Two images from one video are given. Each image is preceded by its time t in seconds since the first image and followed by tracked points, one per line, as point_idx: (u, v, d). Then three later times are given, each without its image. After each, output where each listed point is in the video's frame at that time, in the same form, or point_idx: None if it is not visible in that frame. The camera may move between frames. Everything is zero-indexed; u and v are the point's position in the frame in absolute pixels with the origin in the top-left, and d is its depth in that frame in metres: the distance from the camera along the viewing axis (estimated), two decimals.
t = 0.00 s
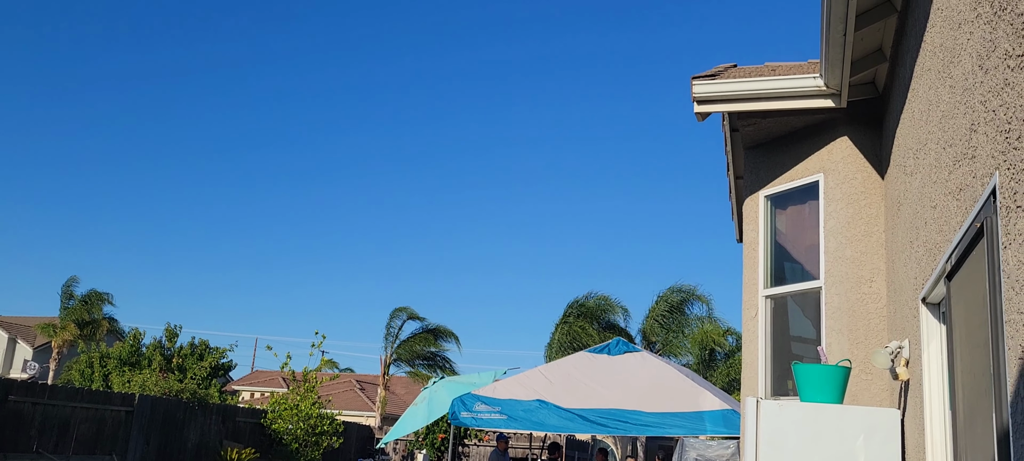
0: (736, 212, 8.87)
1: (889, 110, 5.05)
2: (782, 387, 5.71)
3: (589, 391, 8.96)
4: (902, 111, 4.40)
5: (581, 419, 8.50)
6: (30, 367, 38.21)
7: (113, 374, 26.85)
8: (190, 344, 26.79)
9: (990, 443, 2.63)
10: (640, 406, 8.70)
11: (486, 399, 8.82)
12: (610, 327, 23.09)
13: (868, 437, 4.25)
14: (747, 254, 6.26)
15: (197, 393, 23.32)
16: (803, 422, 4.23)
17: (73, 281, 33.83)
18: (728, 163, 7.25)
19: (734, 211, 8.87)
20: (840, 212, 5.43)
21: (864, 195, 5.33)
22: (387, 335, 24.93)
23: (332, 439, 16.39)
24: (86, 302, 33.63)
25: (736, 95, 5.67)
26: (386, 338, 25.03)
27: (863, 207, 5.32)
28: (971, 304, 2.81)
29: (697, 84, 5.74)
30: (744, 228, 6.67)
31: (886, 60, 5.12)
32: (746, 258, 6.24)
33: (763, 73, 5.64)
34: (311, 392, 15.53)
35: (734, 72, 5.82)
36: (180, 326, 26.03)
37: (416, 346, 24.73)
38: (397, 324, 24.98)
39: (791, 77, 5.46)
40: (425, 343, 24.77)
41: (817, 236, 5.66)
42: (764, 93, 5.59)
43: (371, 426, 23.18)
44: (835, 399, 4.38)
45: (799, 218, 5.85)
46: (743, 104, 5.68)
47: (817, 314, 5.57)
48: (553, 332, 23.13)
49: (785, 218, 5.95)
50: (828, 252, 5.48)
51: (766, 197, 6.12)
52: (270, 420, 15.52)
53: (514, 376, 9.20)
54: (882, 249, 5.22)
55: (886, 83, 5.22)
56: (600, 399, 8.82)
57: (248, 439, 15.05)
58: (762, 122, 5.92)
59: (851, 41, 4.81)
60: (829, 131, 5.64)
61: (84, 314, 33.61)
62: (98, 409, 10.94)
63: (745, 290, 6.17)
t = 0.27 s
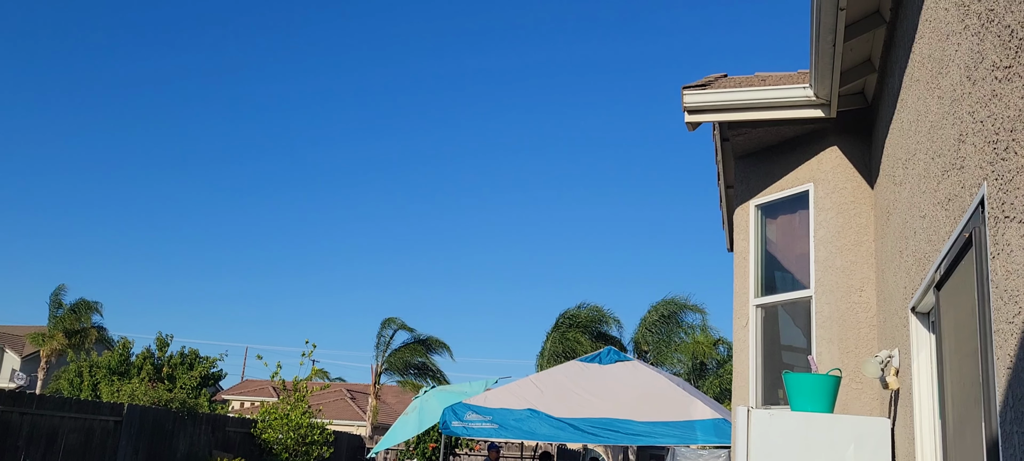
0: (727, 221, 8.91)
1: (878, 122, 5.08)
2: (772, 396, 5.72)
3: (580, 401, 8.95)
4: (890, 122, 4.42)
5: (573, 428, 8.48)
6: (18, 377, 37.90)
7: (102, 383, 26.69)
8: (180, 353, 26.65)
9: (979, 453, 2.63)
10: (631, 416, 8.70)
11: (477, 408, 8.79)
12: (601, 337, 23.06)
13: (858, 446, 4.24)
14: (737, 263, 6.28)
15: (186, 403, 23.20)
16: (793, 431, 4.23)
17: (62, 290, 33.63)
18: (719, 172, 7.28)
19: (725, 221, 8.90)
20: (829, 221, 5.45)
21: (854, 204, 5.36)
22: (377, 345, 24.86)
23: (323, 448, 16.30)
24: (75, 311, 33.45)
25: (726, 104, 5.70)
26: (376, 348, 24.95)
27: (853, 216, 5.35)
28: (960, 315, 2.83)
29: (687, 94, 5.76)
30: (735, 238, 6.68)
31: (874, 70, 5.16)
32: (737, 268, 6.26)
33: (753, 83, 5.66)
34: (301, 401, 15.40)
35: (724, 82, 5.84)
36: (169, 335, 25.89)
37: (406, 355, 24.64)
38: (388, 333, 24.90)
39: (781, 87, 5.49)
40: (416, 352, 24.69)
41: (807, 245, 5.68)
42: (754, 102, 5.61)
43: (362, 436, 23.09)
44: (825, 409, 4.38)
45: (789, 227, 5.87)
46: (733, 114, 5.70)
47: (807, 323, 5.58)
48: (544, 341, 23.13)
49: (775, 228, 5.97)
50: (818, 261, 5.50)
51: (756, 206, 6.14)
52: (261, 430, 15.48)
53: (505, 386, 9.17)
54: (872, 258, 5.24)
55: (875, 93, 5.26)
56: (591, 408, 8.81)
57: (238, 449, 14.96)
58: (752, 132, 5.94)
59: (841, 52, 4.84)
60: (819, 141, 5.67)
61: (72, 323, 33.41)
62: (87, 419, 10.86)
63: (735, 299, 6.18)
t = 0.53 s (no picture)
0: (717, 224, 8.93)
1: (867, 125, 5.11)
2: (762, 398, 5.73)
3: (571, 403, 8.95)
4: (880, 125, 4.44)
5: (564, 431, 8.48)
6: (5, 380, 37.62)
7: (90, 387, 26.52)
8: (169, 356, 26.51)
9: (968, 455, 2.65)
10: (622, 418, 8.70)
11: (468, 411, 8.78)
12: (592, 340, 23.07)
13: (848, 448, 4.25)
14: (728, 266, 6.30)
15: (175, 406, 23.07)
16: (783, 434, 4.24)
17: (50, 292, 33.42)
18: (710, 175, 7.30)
19: (715, 223, 8.93)
20: (819, 224, 5.47)
21: (843, 207, 5.38)
22: (368, 347, 24.79)
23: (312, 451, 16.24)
24: (63, 314, 33.23)
25: (717, 108, 5.71)
26: (367, 351, 24.89)
27: (843, 219, 5.36)
28: (949, 317, 2.84)
29: (678, 97, 5.77)
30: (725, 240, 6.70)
31: (864, 74, 5.18)
32: (727, 270, 6.28)
33: (743, 86, 5.68)
34: (292, 404, 15.35)
35: (715, 86, 5.86)
36: (159, 338, 25.77)
37: (397, 358, 24.60)
38: (378, 336, 24.86)
39: (771, 90, 5.50)
40: (407, 356, 24.66)
41: (797, 247, 5.69)
42: (744, 105, 5.63)
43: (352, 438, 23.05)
44: (815, 411, 4.40)
45: (779, 230, 5.89)
46: (723, 117, 5.71)
47: (797, 325, 5.60)
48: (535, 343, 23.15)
49: (765, 230, 5.99)
50: (808, 263, 5.52)
51: (746, 209, 6.16)
52: (250, 433, 15.40)
53: (496, 388, 9.17)
54: (862, 261, 5.26)
55: (864, 97, 5.28)
56: (582, 410, 8.82)
57: (228, 452, 14.89)
58: (743, 135, 5.96)
59: (830, 55, 4.85)
60: (809, 144, 5.69)
61: (61, 325, 33.20)
62: (75, 422, 10.79)
63: (726, 301, 6.19)
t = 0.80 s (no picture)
0: (712, 227, 8.95)
1: (862, 129, 5.11)
2: (757, 401, 5.73)
3: (566, 406, 8.95)
4: (875, 127, 4.44)
5: (558, 433, 8.47)
6: None
7: (84, 389, 26.43)
8: (163, 358, 26.43)
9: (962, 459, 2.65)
10: (617, 421, 8.70)
11: (463, 414, 8.76)
12: (587, 342, 23.08)
13: (843, 452, 4.25)
14: (723, 269, 6.30)
15: (169, 408, 23.01)
16: (778, 437, 4.24)
17: (44, 293, 33.30)
18: (705, 177, 7.30)
19: (710, 226, 8.94)
20: (814, 227, 5.47)
21: (838, 210, 5.38)
22: (363, 350, 24.77)
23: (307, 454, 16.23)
24: (57, 316, 33.10)
25: (711, 111, 5.71)
26: (362, 353, 24.86)
27: (838, 223, 5.37)
28: (943, 323, 2.85)
29: (674, 100, 5.78)
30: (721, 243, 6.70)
31: (859, 77, 5.19)
32: (722, 273, 6.29)
33: (738, 90, 5.69)
34: (287, 406, 15.35)
35: (710, 89, 5.87)
36: (153, 340, 25.70)
37: (392, 360, 24.58)
38: (373, 339, 24.83)
39: (767, 93, 5.51)
40: (402, 358, 24.65)
41: (792, 251, 5.70)
42: (740, 109, 5.63)
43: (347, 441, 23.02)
44: (810, 414, 4.40)
45: (774, 233, 5.89)
46: (719, 120, 5.72)
47: (792, 328, 5.60)
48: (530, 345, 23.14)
49: (760, 233, 5.99)
50: (803, 266, 5.52)
51: (741, 212, 6.16)
52: (244, 435, 15.36)
53: (491, 390, 9.16)
54: (856, 264, 5.26)
55: (860, 100, 5.28)
56: (577, 413, 8.81)
57: (221, 455, 14.83)
58: (738, 138, 5.97)
59: (825, 59, 4.86)
60: (804, 148, 5.70)
61: (54, 327, 33.08)
62: (69, 424, 10.75)
63: (721, 304, 6.20)
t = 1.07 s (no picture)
0: (709, 227, 8.95)
1: (859, 130, 5.11)
2: (754, 402, 5.73)
3: (563, 406, 8.94)
4: (873, 128, 4.43)
5: (555, 434, 8.45)
6: None
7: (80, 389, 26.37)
8: (159, 358, 26.38)
9: None
10: (614, 421, 8.69)
11: (460, 414, 8.75)
12: (583, 341, 23.04)
13: (840, 452, 4.25)
14: (720, 269, 6.30)
15: (165, 408, 22.97)
16: (775, 438, 4.24)
17: (40, 293, 33.22)
18: (702, 178, 7.30)
19: (707, 227, 8.95)
20: (812, 228, 5.47)
21: (835, 211, 5.38)
22: (360, 349, 24.76)
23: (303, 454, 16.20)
24: (53, 316, 33.02)
25: (709, 112, 5.71)
26: (359, 352, 24.83)
27: (835, 223, 5.36)
28: (941, 324, 2.85)
29: (671, 101, 5.78)
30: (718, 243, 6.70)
31: (857, 78, 5.18)
32: (719, 274, 6.29)
33: (735, 90, 5.69)
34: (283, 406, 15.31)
35: (707, 89, 5.87)
36: (149, 340, 25.64)
37: (389, 360, 24.54)
38: (370, 339, 24.80)
39: (764, 94, 5.51)
40: (400, 358, 24.63)
41: (789, 252, 5.70)
42: (737, 110, 5.63)
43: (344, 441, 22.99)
44: (807, 415, 4.39)
45: (771, 234, 5.89)
46: (716, 121, 5.72)
47: (789, 329, 5.60)
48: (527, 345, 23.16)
49: (757, 234, 5.99)
50: (800, 267, 5.52)
51: (739, 213, 6.16)
52: (241, 436, 15.32)
53: (488, 391, 9.16)
54: (854, 264, 5.26)
55: (857, 101, 5.29)
56: (574, 414, 8.80)
57: (218, 455, 14.80)
58: (735, 139, 5.97)
59: (823, 59, 4.86)
60: (801, 148, 5.70)
61: (50, 327, 33.00)
62: (65, 424, 10.73)
63: (718, 305, 6.20)
